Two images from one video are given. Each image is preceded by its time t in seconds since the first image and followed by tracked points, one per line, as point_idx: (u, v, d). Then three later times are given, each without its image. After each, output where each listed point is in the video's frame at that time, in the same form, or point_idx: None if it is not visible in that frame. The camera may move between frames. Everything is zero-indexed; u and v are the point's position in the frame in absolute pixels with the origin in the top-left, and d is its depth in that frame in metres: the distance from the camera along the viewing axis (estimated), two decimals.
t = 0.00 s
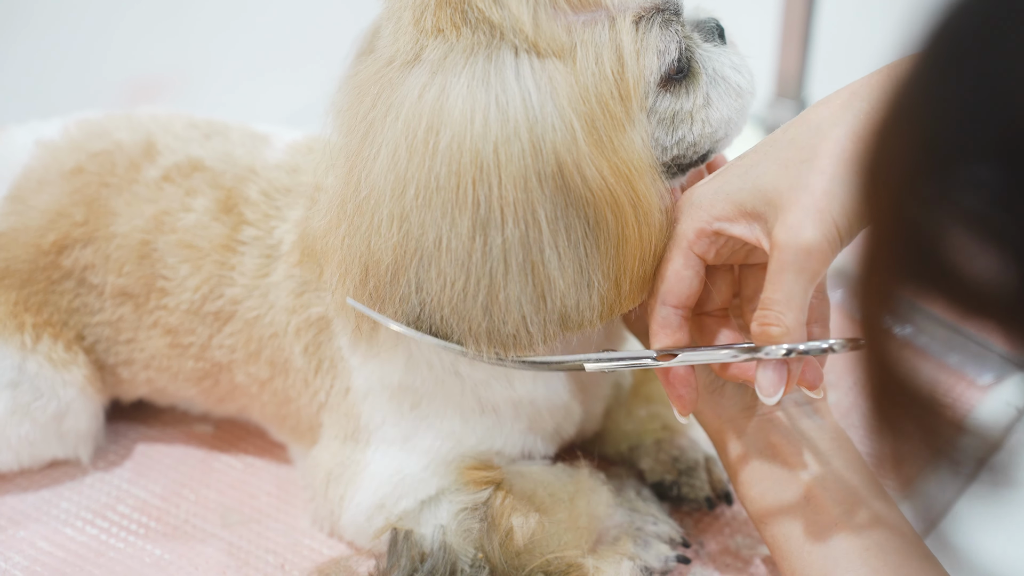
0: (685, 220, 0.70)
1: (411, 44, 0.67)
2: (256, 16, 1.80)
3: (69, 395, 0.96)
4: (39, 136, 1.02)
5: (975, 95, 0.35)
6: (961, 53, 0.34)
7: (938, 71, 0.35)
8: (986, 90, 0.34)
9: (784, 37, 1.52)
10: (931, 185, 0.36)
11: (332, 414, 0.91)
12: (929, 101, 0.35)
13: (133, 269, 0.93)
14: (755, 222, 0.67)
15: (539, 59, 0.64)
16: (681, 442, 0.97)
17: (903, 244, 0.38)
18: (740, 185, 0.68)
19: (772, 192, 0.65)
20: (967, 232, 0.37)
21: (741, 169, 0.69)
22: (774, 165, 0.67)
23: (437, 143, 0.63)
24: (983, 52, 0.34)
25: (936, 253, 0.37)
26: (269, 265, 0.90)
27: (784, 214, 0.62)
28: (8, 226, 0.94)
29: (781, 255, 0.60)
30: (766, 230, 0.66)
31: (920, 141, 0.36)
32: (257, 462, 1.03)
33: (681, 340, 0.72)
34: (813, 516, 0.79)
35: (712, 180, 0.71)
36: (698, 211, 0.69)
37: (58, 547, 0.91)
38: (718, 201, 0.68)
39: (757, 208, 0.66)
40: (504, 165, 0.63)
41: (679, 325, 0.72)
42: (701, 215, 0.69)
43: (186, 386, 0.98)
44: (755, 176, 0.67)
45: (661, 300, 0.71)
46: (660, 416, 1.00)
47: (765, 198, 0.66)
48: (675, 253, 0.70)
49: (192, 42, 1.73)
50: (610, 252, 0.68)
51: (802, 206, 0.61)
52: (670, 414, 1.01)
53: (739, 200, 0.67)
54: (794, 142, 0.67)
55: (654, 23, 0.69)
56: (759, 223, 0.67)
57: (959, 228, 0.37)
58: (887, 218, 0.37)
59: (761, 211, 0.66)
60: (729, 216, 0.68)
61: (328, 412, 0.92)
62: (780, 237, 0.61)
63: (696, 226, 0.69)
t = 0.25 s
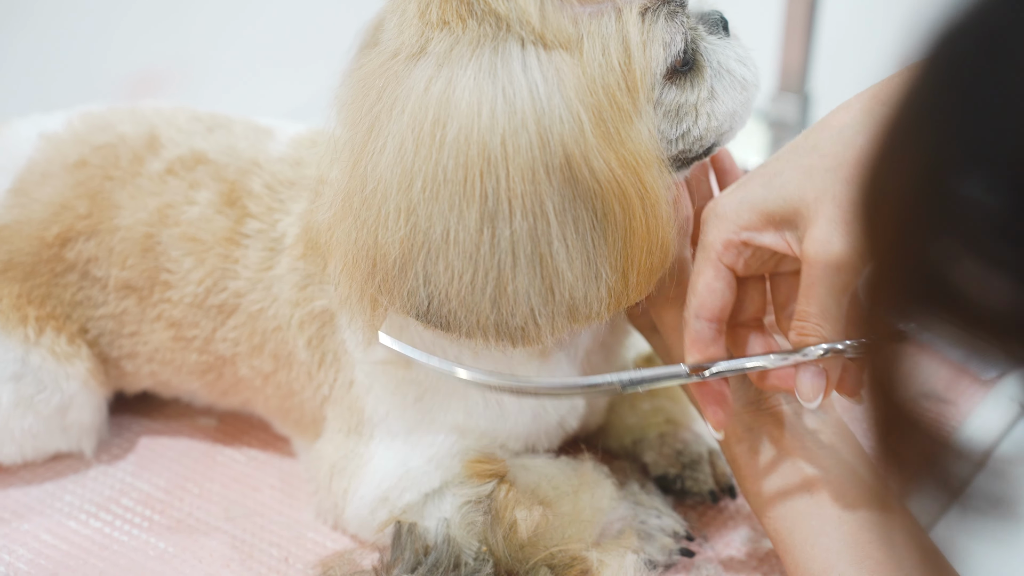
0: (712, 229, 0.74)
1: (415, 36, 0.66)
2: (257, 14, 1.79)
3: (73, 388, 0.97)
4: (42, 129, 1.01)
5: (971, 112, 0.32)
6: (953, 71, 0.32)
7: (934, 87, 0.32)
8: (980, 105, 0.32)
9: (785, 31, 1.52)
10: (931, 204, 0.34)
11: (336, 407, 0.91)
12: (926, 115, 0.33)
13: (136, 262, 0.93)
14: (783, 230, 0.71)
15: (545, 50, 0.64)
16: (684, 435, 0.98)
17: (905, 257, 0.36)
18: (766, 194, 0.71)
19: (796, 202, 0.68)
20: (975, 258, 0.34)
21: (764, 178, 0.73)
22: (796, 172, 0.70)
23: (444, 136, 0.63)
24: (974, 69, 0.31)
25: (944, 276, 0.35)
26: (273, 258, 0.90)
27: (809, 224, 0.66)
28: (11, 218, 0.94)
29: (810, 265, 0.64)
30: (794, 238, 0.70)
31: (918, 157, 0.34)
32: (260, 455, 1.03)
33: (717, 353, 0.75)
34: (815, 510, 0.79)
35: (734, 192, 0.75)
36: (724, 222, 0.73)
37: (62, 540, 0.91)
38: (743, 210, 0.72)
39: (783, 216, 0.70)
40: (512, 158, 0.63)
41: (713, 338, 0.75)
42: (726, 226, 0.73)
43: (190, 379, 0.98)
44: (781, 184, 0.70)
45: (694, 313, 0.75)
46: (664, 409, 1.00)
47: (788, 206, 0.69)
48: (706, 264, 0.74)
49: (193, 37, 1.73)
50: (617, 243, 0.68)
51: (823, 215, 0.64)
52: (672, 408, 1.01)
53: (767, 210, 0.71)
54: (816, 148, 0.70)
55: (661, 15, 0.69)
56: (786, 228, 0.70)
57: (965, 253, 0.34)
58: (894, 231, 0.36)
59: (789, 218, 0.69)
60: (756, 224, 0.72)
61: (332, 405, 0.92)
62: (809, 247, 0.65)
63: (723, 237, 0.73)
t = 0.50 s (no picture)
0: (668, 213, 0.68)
1: (422, 35, 0.66)
2: (260, 15, 1.79)
3: (78, 386, 0.97)
4: (48, 127, 1.02)
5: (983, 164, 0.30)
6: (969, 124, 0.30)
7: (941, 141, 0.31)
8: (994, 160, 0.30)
9: (791, 29, 1.52)
10: (941, 252, 0.31)
11: (341, 405, 0.91)
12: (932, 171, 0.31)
13: (142, 260, 0.93)
14: (739, 222, 0.65)
15: (552, 50, 0.64)
16: (690, 434, 0.97)
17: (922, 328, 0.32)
18: (727, 185, 0.66)
19: (762, 195, 0.63)
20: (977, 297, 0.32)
21: (726, 171, 0.67)
22: (762, 166, 0.65)
23: (450, 135, 0.63)
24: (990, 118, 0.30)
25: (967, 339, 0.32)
26: (278, 257, 0.90)
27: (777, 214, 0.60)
28: (17, 217, 0.94)
29: (765, 256, 0.58)
30: (750, 229, 0.63)
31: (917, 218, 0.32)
32: (266, 453, 1.03)
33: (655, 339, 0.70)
34: (820, 511, 0.79)
35: (699, 181, 0.69)
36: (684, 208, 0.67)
37: (68, 538, 0.91)
38: (704, 198, 0.67)
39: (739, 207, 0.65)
40: (519, 157, 0.63)
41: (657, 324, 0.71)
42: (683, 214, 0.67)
43: (196, 377, 0.98)
44: (742, 177, 0.65)
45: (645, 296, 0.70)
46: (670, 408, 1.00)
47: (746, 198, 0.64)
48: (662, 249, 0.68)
49: (198, 36, 1.73)
50: (623, 243, 0.67)
51: (791, 208, 0.59)
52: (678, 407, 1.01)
53: (727, 200, 0.65)
54: (783, 143, 0.66)
55: (667, 14, 0.69)
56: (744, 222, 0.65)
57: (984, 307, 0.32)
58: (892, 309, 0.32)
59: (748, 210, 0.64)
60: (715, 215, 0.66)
61: (337, 403, 0.92)
62: (766, 238, 0.59)
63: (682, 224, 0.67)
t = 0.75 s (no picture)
0: (725, 223, 0.74)
1: (421, 32, 0.66)
2: (259, 15, 1.79)
3: (78, 383, 0.97)
4: (48, 125, 1.02)
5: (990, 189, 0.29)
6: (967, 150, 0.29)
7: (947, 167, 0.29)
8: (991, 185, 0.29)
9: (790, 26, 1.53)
10: (934, 290, 0.30)
11: (341, 402, 0.92)
12: (920, 200, 0.30)
13: (143, 258, 0.93)
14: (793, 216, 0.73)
15: (551, 46, 0.64)
16: (690, 431, 0.98)
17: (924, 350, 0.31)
18: (774, 183, 0.73)
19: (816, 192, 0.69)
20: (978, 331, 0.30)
21: (771, 167, 0.74)
22: (805, 158, 0.72)
23: (450, 132, 0.63)
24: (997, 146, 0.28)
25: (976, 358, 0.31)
26: (279, 254, 0.91)
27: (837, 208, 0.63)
28: (17, 214, 0.94)
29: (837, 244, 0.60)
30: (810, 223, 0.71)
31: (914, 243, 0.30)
32: (265, 450, 1.03)
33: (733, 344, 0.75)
34: (818, 508, 0.79)
35: (742, 185, 0.76)
36: (737, 213, 0.73)
37: (68, 535, 0.91)
38: (755, 199, 0.73)
39: (795, 202, 0.71)
40: (519, 153, 0.63)
41: (734, 330, 0.75)
42: (739, 218, 0.73)
43: (196, 374, 0.98)
44: (792, 173, 0.72)
45: (715, 307, 0.75)
46: (670, 405, 1.00)
47: (800, 191, 0.71)
48: (721, 256, 0.74)
49: (199, 32, 1.73)
50: (623, 239, 0.68)
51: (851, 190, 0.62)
52: (679, 403, 1.01)
53: (777, 197, 0.72)
54: (822, 135, 0.72)
55: (667, 11, 0.70)
56: (801, 214, 0.72)
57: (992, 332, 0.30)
58: (893, 330, 0.31)
59: (803, 204, 0.71)
60: (769, 212, 0.73)
61: (337, 400, 0.92)
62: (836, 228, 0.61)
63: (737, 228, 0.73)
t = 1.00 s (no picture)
0: (716, 149, 0.70)
1: (414, 32, 0.67)
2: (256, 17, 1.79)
3: (72, 385, 0.97)
4: (42, 126, 1.02)
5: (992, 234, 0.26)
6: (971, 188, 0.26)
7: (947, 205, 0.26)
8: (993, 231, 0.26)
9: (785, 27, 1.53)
10: (945, 338, 0.27)
11: (335, 403, 0.92)
12: (930, 240, 0.27)
13: (137, 259, 0.93)
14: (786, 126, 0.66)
15: (545, 45, 0.65)
16: (684, 430, 0.98)
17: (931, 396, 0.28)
18: (760, 95, 0.66)
19: (796, 92, 0.62)
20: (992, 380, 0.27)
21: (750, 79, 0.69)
22: (781, 59, 0.65)
23: (444, 130, 0.63)
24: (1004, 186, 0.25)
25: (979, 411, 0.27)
26: (273, 255, 0.91)
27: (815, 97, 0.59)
28: (11, 215, 0.94)
29: (824, 132, 0.56)
30: (795, 128, 0.64)
31: (915, 282, 0.27)
32: (260, 451, 1.03)
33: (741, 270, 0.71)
34: (813, 508, 0.79)
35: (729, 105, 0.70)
36: (727, 135, 0.69)
37: (63, 536, 0.91)
38: (745, 117, 0.67)
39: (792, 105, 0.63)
40: (512, 151, 0.64)
41: (742, 257, 0.71)
42: (730, 140, 0.69)
43: (191, 375, 0.98)
44: (772, 81, 0.65)
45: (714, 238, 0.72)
46: (664, 405, 1.01)
47: (794, 94, 0.62)
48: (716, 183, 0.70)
49: (196, 33, 1.74)
50: (616, 237, 0.68)
51: (836, 83, 0.58)
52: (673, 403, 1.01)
53: (765, 111, 0.66)
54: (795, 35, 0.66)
55: (661, 10, 0.70)
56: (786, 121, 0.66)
57: (1002, 391, 0.27)
58: (892, 372, 0.29)
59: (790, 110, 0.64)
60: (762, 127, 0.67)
61: (331, 401, 0.92)
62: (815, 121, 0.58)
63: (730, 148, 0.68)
